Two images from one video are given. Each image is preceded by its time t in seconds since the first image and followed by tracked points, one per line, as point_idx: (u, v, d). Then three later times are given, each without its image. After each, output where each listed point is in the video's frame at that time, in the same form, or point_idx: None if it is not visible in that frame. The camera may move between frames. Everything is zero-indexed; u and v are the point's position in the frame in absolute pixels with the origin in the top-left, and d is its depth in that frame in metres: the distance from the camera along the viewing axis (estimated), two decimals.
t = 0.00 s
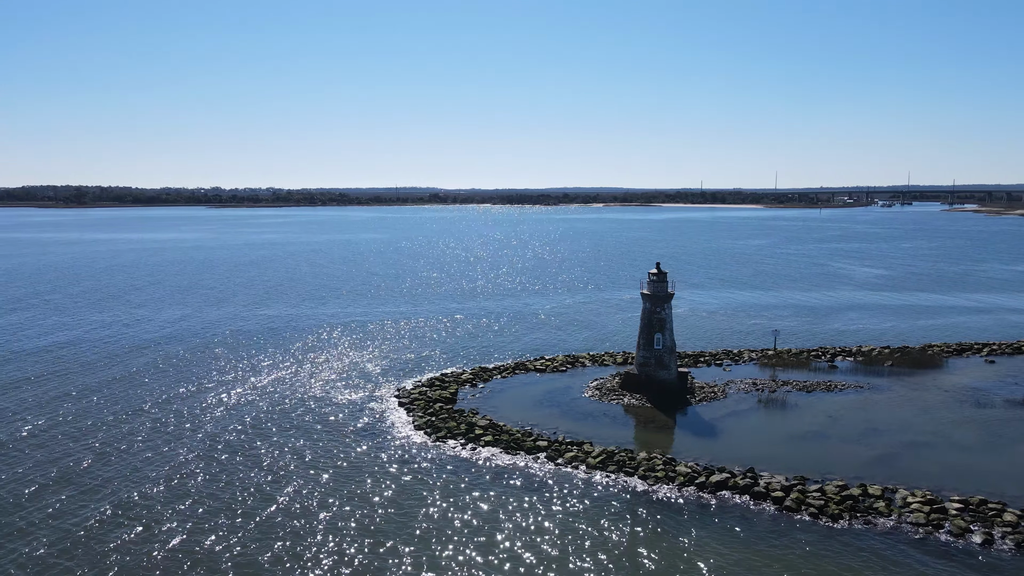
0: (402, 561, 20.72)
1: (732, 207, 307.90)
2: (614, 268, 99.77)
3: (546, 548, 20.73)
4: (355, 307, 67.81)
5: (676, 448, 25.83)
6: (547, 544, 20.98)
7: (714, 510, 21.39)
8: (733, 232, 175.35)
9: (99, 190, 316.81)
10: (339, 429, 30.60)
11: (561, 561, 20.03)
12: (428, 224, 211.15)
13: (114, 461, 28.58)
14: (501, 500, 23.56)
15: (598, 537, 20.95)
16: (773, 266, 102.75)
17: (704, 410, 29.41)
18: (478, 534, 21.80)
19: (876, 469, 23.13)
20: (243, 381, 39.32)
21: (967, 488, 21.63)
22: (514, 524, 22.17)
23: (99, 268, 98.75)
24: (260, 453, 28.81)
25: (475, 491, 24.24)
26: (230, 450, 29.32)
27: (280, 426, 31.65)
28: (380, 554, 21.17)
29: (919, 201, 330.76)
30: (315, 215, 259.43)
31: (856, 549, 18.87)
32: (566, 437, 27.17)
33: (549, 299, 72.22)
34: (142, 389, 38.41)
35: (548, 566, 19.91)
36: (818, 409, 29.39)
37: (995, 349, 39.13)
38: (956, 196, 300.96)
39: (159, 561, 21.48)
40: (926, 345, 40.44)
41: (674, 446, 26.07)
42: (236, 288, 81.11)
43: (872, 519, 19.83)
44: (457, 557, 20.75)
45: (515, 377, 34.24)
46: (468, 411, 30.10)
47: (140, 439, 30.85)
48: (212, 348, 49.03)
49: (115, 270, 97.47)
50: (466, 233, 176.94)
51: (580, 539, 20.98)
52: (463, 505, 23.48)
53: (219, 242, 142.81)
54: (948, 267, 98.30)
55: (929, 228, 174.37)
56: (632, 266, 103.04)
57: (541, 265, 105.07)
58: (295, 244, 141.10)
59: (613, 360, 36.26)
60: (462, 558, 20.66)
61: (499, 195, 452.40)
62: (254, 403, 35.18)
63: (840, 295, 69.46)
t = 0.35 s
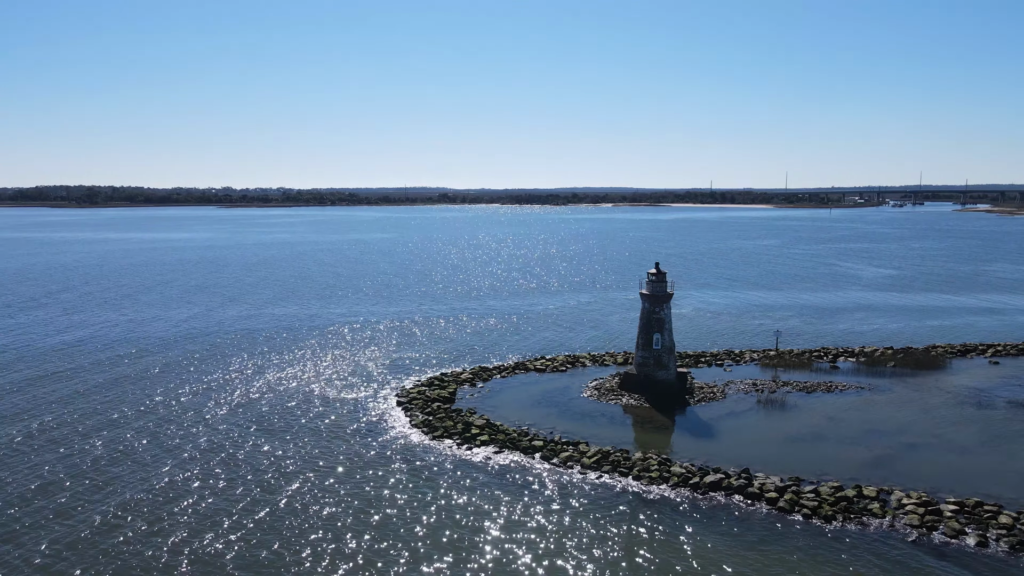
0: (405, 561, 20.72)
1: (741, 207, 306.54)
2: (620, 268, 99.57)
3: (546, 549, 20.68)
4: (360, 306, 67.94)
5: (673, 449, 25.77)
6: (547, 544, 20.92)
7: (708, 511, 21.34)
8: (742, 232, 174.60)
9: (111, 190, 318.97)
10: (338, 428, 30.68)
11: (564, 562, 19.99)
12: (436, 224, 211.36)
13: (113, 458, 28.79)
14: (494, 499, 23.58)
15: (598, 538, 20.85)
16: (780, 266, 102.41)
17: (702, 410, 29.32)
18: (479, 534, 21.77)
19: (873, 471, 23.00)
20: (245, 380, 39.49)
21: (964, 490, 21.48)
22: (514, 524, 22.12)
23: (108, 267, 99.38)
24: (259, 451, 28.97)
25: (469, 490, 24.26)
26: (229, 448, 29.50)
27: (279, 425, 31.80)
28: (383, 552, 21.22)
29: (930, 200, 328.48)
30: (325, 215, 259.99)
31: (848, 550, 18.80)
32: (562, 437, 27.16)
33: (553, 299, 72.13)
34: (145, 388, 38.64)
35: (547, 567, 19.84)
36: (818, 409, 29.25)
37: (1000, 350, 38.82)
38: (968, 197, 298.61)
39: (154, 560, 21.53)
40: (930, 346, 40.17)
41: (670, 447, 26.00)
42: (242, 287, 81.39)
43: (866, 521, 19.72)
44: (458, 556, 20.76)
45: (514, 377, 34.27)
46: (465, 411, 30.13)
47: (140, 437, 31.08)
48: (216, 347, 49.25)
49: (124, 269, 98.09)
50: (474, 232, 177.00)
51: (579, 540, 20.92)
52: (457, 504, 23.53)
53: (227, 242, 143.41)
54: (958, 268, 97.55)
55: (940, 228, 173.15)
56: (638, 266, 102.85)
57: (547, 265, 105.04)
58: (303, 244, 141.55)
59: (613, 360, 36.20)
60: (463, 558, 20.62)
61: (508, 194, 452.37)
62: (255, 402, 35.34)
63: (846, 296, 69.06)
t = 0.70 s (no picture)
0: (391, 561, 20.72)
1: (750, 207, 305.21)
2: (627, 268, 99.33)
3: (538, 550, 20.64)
4: (365, 306, 68.10)
5: (668, 449, 25.75)
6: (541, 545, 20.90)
7: (701, 511, 21.30)
8: (750, 233, 173.80)
9: (123, 190, 321.17)
10: (337, 427, 30.80)
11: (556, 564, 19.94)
12: (444, 224, 211.44)
13: (114, 456, 28.98)
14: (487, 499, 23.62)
15: (591, 540, 20.83)
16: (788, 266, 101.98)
17: (700, 411, 29.26)
18: (470, 535, 21.77)
19: (869, 472, 22.90)
20: (247, 379, 39.69)
21: (960, 492, 21.38)
22: (506, 525, 22.11)
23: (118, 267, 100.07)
24: (257, 450, 29.12)
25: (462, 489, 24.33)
26: (228, 446, 29.69)
27: (279, 424, 31.94)
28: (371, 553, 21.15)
29: (942, 200, 326.08)
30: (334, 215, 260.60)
31: (839, 550, 18.75)
32: (559, 437, 27.17)
33: (558, 299, 72.02)
34: (148, 387, 38.92)
35: (543, 567, 19.85)
36: (817, 410, 29.12)
37: (1004, 351, 38.51)
38: (981, 197, 296.13)
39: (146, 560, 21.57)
40: (934, 347, 39.87)
41: (666, 447, 25.98)
42: (249, 287, 81.77)
43: (859, 522, 19.63)
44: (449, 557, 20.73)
45: (513, 377, 34.30)
46: (463, 411, 30.19)
47: (141, 435, 31.29)
48: (220, 346, 49.51)
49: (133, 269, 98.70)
50: (482, 232, 176.97)
51: (571, 541, 20.92)
52: (450, 503, 23.60)
53: (236, 242, 143.98)
54: (968, 268, 96.72)
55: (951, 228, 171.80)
56: (645, 266, 102.62)
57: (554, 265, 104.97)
58: (311, 244, 141.99)
59: (613, 360, 36.15)
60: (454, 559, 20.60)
61: (518, 195, 452.31)
62: (255, 401, 35.52)
63: (853, 296, 68.64)
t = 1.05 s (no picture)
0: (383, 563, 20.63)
1: (760, 207, 303.71)
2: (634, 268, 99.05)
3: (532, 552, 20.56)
4: (369, 306, 68.22)
5: (664, 449, 25.73)
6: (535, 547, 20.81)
7: (694, 512, 21.26)
8: (760, 233, 172.92)
9: (135, 190, 323.28)
10: (336, 426, 30.89)
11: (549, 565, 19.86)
12: (453, 224, 211.51)
13: (112, 454, 29.20)
14: (482, 499, 23.64)
15: (583, 540, 20.78)
16: (796, 266, 101.47)
17: (698, 412, 29.18)
18: (462, 536, 21.71)
19: (865, 474, 22.78)
20: (249, 378, 39.86)
21: (955, 494, 21.26)
22: (498, 526, 22.03)
23: (127, 267, 100.71)
24: (255, 449, 29.27)
25: (457, 489, 24.36)
26: (226, 445, 29.86)
27: (278, 423, 32.06)
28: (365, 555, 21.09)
29: (955, 200, 323.47)
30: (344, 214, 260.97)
31: (832, 552, 18.68)
32: (555, 437, 27.17)
33: (563, 299, 71.90)
34: (151, 385, 39.16)
35: (540, 567, 19.83)
36: (816, 411, 29.00)
37: (1009, 353, 38.15)
38: (994, 198, 293.49)
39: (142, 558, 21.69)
40: (938, 348, 39.56)
41: (662, 447, 25.97)
42: (255, 287, 82.08)
43: (852, 524, 19.56)
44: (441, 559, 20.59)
45: (513, 377, 34.31)
46: (461, 410, 30.23)
47: (141, 433, 31.52)
48: (223, 345, 49.70)
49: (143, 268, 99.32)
50: (490, 232, 176.93)
51: (564, 543, 20.84)
52: (445, 502, 23.62)
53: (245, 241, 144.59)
54: (978, 269, 95.86)
55: (963, 228, 170.36)
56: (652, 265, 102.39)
57: (561, 265, 104.84)
58: (319, 243, 142.38)
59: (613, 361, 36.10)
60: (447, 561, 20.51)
61: (527, 195, 452.09)
62: (256, 400, 35.69)
63: (860, 297, 68.17)
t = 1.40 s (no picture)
0: (383, 564, 20.59)
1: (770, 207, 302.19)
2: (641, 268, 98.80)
3: (528, 552, 20.53)
4: (375, 305, 68.33)
5: (660, 450, 25.72)
6: (531, 547, 20.80)
7: (687, 512, 21.23)
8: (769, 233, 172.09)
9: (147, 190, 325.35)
10: (335, 425, 30.99)
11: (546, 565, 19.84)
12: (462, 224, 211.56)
13: (113, 452, 29.41)
14: (476, 499, 23.61)
15: (578, 540, 20.79)
16: (804, 267, 100.95)
17: (696, 412, 29.12)
18: (459, 535, 21.73)
19: (861, 475, 22.70)
20: (252, 377, 40.04)
21: (951, 496, 21.13)
22: (492, 526, 22.04)
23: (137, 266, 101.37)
24: (254, 447, 29.43)
25: (450, 489, 24.38)
26: (226, 443, 30.04)
27: (278, 422, 32.20)
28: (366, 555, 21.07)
29: (967, 200, 320.91)
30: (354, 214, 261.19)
31: (823, 553, 18.63)
32: (551, 437, 27.19)
33: (569, 299, 71.80)
34: (155, 383, 39.42)
35: (531, 568, 19.80)
36: (815, 412, 28.89)
37: (1014, 354, 37.83)
38: (1007, 198, 290.97)
39: (141, 558, 21.74)
40: (942, 349, 39.30)
41: (658, 448, 25.96)
42: (263, 286, 82.35)
43: (844, 525, 19.48)
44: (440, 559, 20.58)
45: (512, 377, 34.33)
46: (458, 410, 30.29)
47: (143, 432, 31.74)
48: (228, 344, 49.92)
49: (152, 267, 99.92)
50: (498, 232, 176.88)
51: (557, 544, 20.81)
52: (439, 503, 23.63)
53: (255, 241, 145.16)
54: (989, 269, 95.09)
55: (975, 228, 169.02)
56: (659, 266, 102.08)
57: (568, 265, 104.70)
58: (328, 243, 142.70)
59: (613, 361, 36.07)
60: (446, 561, 20.47)
61: (537, 195, 451.77)
62: (258, 398, 35.87)
63: (867, 298, 67.76)
